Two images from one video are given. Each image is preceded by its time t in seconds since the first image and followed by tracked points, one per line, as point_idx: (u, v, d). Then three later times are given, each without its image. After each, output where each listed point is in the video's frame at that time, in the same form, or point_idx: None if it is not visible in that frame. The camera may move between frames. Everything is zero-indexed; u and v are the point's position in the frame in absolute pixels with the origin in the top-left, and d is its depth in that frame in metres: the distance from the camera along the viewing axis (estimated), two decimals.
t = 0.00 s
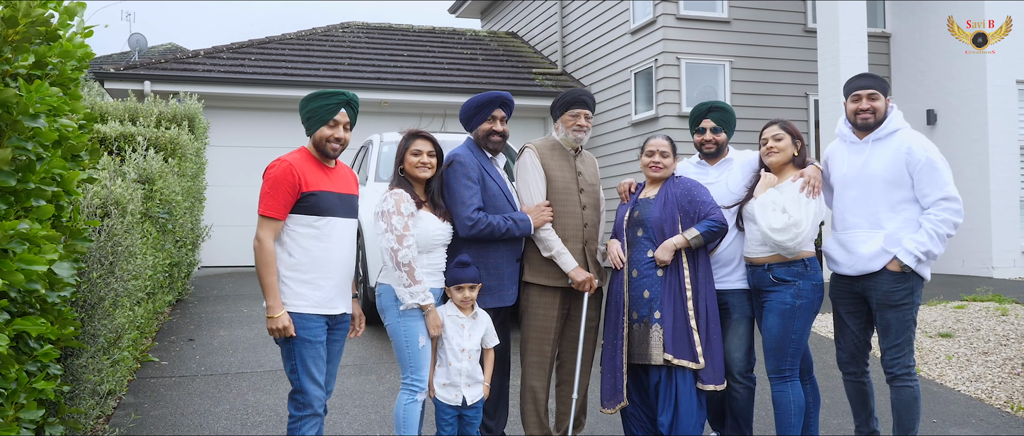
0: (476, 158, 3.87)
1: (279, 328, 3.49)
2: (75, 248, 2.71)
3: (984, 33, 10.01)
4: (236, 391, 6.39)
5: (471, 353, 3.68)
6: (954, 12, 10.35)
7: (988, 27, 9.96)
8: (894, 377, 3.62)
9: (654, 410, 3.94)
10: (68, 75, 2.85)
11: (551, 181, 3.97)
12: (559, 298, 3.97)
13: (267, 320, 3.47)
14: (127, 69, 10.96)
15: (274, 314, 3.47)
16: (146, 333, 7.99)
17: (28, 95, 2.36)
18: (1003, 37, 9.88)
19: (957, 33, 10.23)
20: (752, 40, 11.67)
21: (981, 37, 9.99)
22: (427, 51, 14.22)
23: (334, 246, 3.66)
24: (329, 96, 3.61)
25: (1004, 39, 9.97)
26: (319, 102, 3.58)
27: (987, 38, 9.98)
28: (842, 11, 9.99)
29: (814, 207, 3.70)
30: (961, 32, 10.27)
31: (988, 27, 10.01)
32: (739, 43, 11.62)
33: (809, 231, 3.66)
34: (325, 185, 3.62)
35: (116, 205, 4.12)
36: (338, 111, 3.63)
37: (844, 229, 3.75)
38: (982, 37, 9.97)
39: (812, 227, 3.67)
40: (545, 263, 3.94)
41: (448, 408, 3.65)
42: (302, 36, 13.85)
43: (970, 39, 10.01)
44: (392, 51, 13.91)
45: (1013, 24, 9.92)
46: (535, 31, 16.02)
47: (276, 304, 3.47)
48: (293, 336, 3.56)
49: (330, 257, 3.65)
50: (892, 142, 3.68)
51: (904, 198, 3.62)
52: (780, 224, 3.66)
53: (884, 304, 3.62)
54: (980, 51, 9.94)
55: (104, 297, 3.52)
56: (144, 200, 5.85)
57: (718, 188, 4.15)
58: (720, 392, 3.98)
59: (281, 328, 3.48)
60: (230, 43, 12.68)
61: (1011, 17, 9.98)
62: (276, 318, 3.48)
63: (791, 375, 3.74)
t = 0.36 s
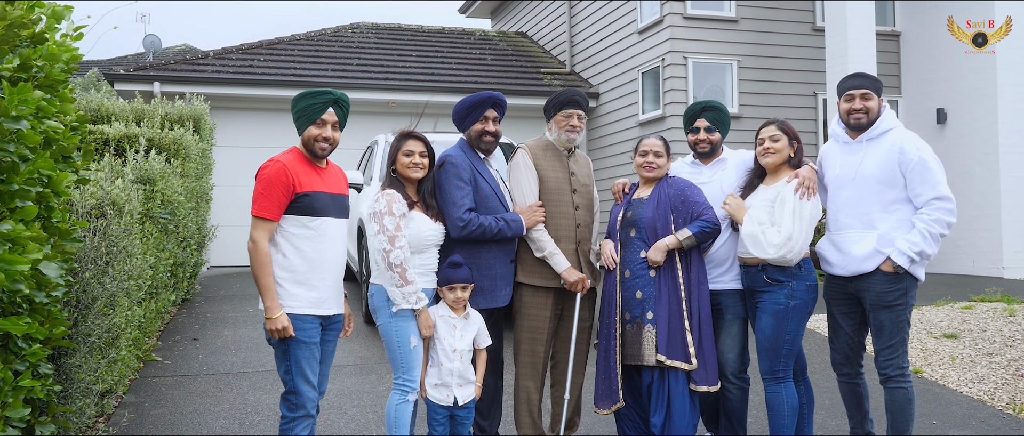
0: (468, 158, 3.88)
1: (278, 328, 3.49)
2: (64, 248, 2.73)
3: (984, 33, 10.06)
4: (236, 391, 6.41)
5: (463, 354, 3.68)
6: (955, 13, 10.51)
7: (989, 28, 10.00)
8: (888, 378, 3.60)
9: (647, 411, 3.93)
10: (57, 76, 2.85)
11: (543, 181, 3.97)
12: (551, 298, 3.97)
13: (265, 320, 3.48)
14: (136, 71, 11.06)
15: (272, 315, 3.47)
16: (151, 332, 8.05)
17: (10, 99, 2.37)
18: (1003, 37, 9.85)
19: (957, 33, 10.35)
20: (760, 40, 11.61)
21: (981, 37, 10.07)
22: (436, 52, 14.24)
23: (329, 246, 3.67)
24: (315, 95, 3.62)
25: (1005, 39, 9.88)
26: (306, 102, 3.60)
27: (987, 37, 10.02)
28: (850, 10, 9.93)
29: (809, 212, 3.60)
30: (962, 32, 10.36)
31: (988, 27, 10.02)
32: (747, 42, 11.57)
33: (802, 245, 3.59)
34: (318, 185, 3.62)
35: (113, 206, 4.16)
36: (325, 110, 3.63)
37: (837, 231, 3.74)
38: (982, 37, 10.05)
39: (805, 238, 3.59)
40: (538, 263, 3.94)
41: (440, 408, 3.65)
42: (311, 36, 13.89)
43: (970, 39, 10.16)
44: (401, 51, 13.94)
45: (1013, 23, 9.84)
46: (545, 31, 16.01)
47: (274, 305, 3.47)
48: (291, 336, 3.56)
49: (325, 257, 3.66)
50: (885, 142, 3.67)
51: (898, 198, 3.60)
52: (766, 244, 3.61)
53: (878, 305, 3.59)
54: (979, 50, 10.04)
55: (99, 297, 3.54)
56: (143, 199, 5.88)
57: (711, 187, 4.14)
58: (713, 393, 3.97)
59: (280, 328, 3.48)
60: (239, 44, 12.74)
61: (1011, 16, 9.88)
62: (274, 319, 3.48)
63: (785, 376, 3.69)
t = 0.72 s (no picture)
0: (461, 159, 3.88)
1: (274, 330, 3.51)
2: (54, 250, 2.75)
3: (984, 33, 10.14)
4: (237, 390, 6.44)
5: (455, 354, 3.68)
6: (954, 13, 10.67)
7: (989, 28, 10.08)
8: (882, 380, 3.54)
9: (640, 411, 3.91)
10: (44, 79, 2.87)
11: (537, 182, 3.97)
12: (544, 299, 3.97)
13: (262, 322, 3.49)
14: (146, 72, 11.15)
15: (268, 317, 3.48)
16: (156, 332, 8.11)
17: None
18: (1002, 37, 9.85)
19: (958, 34, 10.46)
20: (768, 39, 11.56)
21: (981, 37, 10.16)
22: (445, 52, 14.26)
23: (322, 247, 3.69)
24: (303, 95, 3.65)
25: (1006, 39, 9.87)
26: (294, 103, 3.63)
27: (987, 38, 10.10)
28: (858, 9, 9.86)
29: (802, 215, 3.51)
30: (962, 32, 10.51)
31: (988, 27, 10.09)
32: (755, 42, 11.51)
33: (791, 250, 3.51)
34: (310, 187, 3.63)
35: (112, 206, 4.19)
36: (313, 110, 3.66)
37: (832, 232, 3.70)
38: (981, 38, 10.13)
39: (795, 243, 3.51)
40: (531, 264, 3.94)
41: (432, 408, 3.66)
42: (321, 37, 13.94)
43: (970, 40, 10.23)
44: (409, 51, 13.97)
45: (1012, 23, 9.79)
46: (553, 31, 16.01)
47: (270, 306, 3.48)
48: (288, 337, 3.58)
49: (318, 258, 3.67)
50: (879, 142, 3.64)
51: (893, 199, 3.56)
52: (750, 251, 3.55)
53: (872, 306, 3.54)
54: (980, 51, 10.12)
55: (93, 298, 3.57)
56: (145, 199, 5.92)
57: (707, 187, 4.09)
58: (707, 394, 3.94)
59: (278, 329, 3.50)
60: (249, 45, 12.81)
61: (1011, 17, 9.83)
62: (271, 320, 3.49)
63: (779, 377, 3.61)
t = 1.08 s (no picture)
0: (454, 159, 3.89)
1: (268, 329, 3.52)
2: (45, 249, 2.75)
3: (984, 33, 10.21)
4: (237, 390, 6.47)
5: (448, 354, 3.68)
6: (954, 13, 10.72)
7: (989, 28, 10.14)
8: (876, 381, 3.49)
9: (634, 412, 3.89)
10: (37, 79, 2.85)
11: (530, 182, 3.97)
12: (537, 299, 3.98)
13: (255, 322, 3.51)
14: (155, 73, 11.24)
15: (262, 317, 3.50)
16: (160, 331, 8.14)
17: None
18: (1002, 37, 9.93)
19: (958, 34, 10.48)
20: (776, 38, 11.51)
21: (981, 37, 10.25)
22: (453, 52, 14.27)
23: (315, 247, 3.71)
24: (293, 94, 3.70)
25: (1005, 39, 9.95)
26: (284, 102, 3.68)
27: (987, 38, 10.18)
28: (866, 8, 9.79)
29: (794, 215, 3.47)
30: (962, 32, 10.56)
31: (989, 27, 10.15)
32: (762, 41, 11.45)
33: (779, 251, 3.45)
34: (301, 187, 3.66)
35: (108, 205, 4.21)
36: (303, 108, 3.72)
37: (827, 231, 3.63)
38: (982, 37, 10.21)
39: (784, 244, 3.45)
40: (525, 264, 3.95)
41: (424, 408, 3.66)
42: (330, 37, 13.98)
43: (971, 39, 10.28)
44: (418, 51, 13.99)
45: (1012, 24, 9.80)
46: (562, 31, 15.99)
47: (263, 307, 3.50)
48: (281, 337, 3.59)
49: (311, 258, 3.69)
50: (875, 142, 3.59)
51: (889, 199, 3.50)
52: (737, 251, 3.51)
53: (867, 307, 3.48)
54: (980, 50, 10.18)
55: (87, 298, 3.58)
56: (145, 199, 5.94)
57: (701, 187, 4.06)
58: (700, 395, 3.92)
59: (271, 329, 3.51)
60: (257, 46, 12.86)
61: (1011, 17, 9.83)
62: (264, 320, 3.51)
63: (773, 378, 3.57)
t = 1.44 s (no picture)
0: (448, 158, 3.90)
1: (256, 329, 3.55)
2: (36, 248, 2.75)
3: (985, 33, 10.31)
4: (239, 388, 6.50)
5: (441, 353, 3.68)
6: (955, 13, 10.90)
7: (989, 28, 10.25)
8: (872, 381, 3.42)
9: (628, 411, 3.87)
10: (28, 79, 2.80)
11: (523, 181, 3.97)
12: (531, 298, 3.98)
13: (243, 321, 3.53)
14: (166, 73, 11.35)
15: (249, 317, 3.53)
16: (167, 330, 8.21)
17: None
18: (1002, 38, 10.02)
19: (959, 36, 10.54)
20: (786, 36, 11.43)
21: (982, 37, 10.39)
22: (464, 52, 14.29)
23: (307, 247, 3.74)
24: (286, 93, 3.75)
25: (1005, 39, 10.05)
26: (278, 101, 3.73)
27: (988, 38, 10.27)
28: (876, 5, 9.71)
29: (785, 213, 3.44)
30: (963, 32, 10.68)
31: (989, 28, 10.21)
32: (772, 39, 11.38)
33: (769, 248, 3.43)
34: (293, 186, 3.71)
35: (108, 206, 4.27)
36: (296, 107, 3.77)
37: (821, 231, 3.58)
38: (982, 37, 10.36)
39: (774, 241, 3.43)
40: (519, 263, 3.95)
41: (417, 407, 3.67)
42: (341, 38, 14.04)
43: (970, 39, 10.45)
44: (428, 51, 14.02)
45: (1012, 24, 9.87)
46: (573, 30, 15.96)
47: (251, 306, 3.53)
48: (272, 336, 3.61)
49: (303, 257, 3.72)
50: (871, 140, 3.54)
51: (885, 198, 3.45)
52: (727, 249, 3.50)
53: (863, 306, 3.42)
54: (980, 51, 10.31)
55: (84, 296, 3.61)
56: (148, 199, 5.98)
57: (696, 186, 4.03)
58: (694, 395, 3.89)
59: (258, 328, 3.53)
60: (268, 46, 12.93)
61: (1012, 17, 9.90)
62: (251, 319, 3.53)
63: (766, 378, 3.54)
